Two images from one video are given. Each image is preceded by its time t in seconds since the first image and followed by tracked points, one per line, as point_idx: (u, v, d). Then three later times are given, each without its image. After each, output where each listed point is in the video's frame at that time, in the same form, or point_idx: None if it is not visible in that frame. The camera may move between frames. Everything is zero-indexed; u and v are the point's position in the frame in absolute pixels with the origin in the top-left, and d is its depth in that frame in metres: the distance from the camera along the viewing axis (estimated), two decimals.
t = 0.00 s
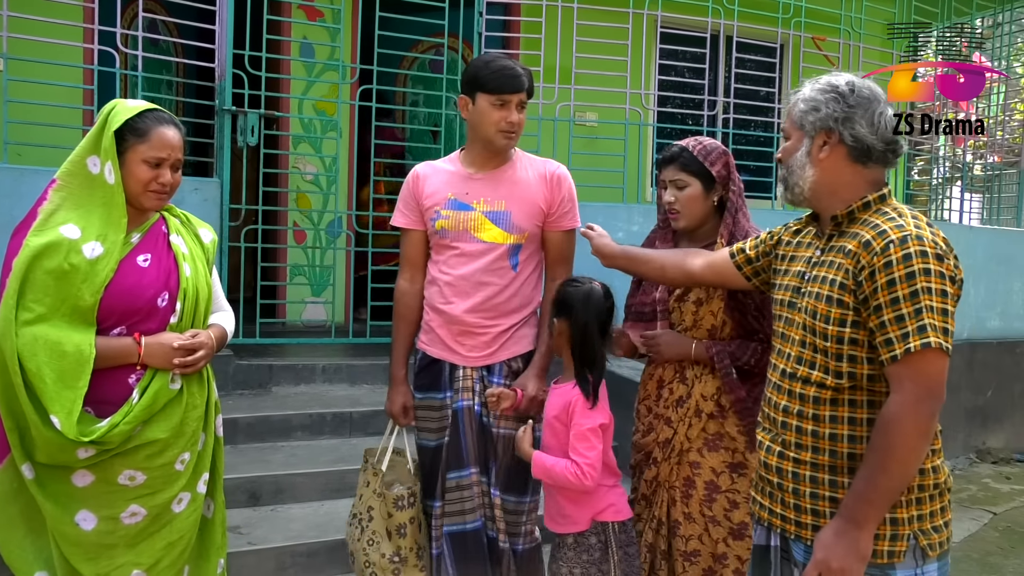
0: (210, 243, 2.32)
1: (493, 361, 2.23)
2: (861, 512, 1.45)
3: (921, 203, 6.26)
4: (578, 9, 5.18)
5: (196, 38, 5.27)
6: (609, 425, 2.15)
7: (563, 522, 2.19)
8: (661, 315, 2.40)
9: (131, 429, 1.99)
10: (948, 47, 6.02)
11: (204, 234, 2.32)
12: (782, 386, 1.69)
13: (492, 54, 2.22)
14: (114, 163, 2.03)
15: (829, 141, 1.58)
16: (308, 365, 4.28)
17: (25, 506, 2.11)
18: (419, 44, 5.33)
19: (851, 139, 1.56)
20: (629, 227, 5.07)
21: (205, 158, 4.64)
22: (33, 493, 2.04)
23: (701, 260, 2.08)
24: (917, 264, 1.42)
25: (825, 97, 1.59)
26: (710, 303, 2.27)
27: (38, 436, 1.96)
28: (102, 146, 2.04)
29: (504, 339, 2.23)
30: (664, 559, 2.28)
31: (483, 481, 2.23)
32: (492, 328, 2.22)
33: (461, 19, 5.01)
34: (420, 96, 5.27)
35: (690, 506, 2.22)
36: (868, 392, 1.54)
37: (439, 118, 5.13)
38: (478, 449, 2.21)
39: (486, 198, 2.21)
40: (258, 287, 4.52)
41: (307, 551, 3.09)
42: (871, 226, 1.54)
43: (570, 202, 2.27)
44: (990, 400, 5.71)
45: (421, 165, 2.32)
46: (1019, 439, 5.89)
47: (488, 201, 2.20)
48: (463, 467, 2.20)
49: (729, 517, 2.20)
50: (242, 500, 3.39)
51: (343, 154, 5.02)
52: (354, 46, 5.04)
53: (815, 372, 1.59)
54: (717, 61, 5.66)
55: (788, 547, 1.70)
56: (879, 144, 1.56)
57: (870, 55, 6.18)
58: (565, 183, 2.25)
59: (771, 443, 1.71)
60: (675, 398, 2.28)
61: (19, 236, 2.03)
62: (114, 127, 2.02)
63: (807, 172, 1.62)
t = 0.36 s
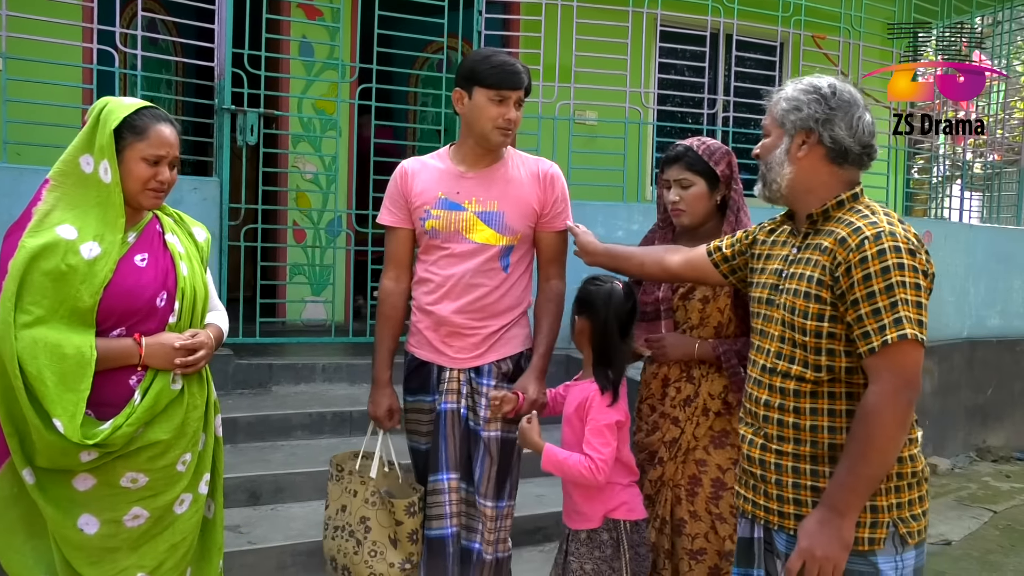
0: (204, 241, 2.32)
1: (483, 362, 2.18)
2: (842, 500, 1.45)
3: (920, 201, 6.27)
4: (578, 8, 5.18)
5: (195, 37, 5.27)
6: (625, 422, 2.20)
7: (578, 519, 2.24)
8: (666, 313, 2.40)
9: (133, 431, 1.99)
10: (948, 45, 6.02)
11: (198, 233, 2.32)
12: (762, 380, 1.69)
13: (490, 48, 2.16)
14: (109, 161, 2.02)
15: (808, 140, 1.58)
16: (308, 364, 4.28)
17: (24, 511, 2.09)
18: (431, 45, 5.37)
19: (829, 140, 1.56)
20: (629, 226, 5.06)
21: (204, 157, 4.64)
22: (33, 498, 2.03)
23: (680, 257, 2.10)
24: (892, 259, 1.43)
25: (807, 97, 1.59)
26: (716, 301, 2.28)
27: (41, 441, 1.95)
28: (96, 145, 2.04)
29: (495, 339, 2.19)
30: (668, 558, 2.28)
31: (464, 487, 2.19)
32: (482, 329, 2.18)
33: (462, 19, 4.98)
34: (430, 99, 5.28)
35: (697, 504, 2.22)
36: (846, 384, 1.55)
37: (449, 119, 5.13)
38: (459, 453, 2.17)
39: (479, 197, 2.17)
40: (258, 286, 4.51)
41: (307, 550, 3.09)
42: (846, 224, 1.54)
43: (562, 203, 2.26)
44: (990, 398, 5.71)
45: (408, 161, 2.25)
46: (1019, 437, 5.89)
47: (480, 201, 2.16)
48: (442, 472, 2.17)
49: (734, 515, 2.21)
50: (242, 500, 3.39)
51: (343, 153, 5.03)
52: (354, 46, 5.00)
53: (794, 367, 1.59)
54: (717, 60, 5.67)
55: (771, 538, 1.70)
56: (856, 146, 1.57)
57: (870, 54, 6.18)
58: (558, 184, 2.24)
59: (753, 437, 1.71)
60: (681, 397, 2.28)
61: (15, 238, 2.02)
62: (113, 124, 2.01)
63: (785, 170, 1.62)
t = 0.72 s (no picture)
0: (202, 241, 2.32)
1: (479, 364, 2.17)
2: (841, 495, 1.46)
3: (921, 198, 6.27)
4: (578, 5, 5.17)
5: (195, 36, 5.27)
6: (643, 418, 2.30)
7: (583, 510, 2.29)
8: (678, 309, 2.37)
9: (136, 432, 2.00)
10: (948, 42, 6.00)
11: (196, 232, 2.32)
12: (761, 377, 1.68)
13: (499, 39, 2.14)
14: (105, 158, 2.02)
15: (812, 139, 1.58)
16: (309, 362, 4.28)
17: (25, 514, 2.09)
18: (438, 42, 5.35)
19: (834, 139, 1.56)
20: (629, 223, 5.06)
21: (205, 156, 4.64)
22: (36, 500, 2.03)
23: (674, 250, 2.14)
24: (892, 258, 1.44)
25: (813, 96, 1.58)
26: (732, 298, 2.30)
27: (42, 442, 1.95)
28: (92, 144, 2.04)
29: (492, 339, 2.19)
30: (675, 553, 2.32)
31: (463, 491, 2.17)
32: (478, 328, 2.17)
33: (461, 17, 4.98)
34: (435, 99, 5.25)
35: (711, 501, 2.27)
36: (845, 381, 1.55)
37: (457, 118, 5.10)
38: (458, 457, 2.16)
39: (478, 193, 2.15)
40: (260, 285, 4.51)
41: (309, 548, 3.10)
42: (846, 222, 1.54)
43: (561, 201, 2.25)
44: (992, 395, 5.71)
45: (404, 151, 2.21)
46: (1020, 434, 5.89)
47: (479, 197, 2.15)
48: (443, 477, 2.15)
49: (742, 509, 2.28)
50: (244, 498, 3.40)
51: (343, 151, 5.03)
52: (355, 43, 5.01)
53: (793, 365, 1.59)
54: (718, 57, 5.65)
55: (767, 533, 1.70)
56: (860, 146, 1.57)
57: (871, 50, 6.17)
58: (557, 182, 2.23)
59: (752, 434, 1.70)
60: (700, 399, 2.29)
61: (14, 238, 2.02)
62: (110, 122, 2.01)
63: (787, 167, 1.61)
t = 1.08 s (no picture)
0: (206, 241, 2.32)
1: (470, 363, 2.16)
2: (860, 500, 1.45)
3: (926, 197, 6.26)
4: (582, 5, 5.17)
5: (200, 36, 5.28)
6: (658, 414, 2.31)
7: (600, 511, 2.27)
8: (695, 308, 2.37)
9: (143, 431, 2.00)
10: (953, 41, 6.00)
11: (199, 232, 2.32)
12: (774, 379, 1.69)
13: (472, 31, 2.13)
14: (109, 158, 2.02)
15: (832, 136, 1.58)
16: (314, 362, 4.29)
17: (31, 515, 2.09)
18: (416, 40, 5.37)
19: (854, 138, 1.57)
20: (634, 222, 5.06)
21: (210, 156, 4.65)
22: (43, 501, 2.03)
23: (682, 252, 2.10)
24: (910, 256, 1.43)
25: (836, 92, 1.57)
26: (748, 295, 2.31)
27: (48, 443, 1.95)
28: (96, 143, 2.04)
29: (480, 337, 2.18)
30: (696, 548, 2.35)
31: (466, 490, 2.16)
32: (468, 327, 2.16)
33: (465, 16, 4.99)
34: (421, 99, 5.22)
35: (732, 498, 2.30)
36: (860, 383, 1.55)
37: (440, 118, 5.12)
38: (456, 458, 2.14)
39: (458, 188, 2.13)
40: (265, 285, 4.52)
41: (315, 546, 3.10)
42: (862, 220, 1.54)
43: (539, 194, 2.26)
44: (998, 394, 5.69)
45: (375, 146, 2.16)
46: None
47: (460, 193, 2.13)
48: (448, 479, 2.13)
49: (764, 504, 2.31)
50: (249, 497, 3.40)
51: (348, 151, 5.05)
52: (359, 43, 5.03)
53: (807, 366, 1.59)
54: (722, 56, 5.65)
55: (781, 538, 1.70)
56: (880, 145, 1.58)
57: (875, 49, 6.17)
58: (535, 176, 2.24)
59: (766, 436, 1.70)
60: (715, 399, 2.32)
61: (19, 239, 2.03)
62: (112, 121, 2.02)
63: (805, 164, 1.61)
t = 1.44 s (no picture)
0: (211, 242, 2.33)
1: (463, 362, 2.17)
2: (869, 507, 1.45)
3: (931, 197, 6.26)
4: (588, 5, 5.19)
5: (206, 36, 5.30)
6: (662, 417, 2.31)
7: (605, 512, 2.27)
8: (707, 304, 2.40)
9: (145, 433, 2.01)
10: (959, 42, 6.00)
11: (204, 233, 2.33)
12: (785, 380, 1.70)
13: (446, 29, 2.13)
14: (112, 160, 2.03)
15: (853, 134, 1.58)
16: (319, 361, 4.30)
17: (35, 514, 2.09)
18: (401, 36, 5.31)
19: (876, 137, 1.57)
20: (638, 222, 5.06)
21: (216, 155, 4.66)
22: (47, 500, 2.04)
23: (716, 277, 2.03)
24: (927, 259, 1.43)
25: (860, 89, 1.58)
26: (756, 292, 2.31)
27: (52, 442, 1.96)
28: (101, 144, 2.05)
29: (470, 337, 2.20)
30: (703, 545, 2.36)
31: (461, 490, 2.16)
32: (459, 328, 2.17)
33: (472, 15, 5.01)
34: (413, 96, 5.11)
35: (740, 495, 2.30)
36: (873, 387, 1.55)
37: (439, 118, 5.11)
38: (452, 459, 2.14)
39: (441, 188, 2.14)
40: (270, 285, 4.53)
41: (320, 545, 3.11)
42: (880, 220, 1.54)
43: (515, 191, 2.30)
44: (1003, 395, 5.68)
45: (351, 150, 2.14)
46: None
47: (443, 193, 2.14)
48: (442, 481, 2.12)
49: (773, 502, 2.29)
50: (255, 496, 3.41)
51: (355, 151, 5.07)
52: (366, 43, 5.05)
53: (820, 367, 1.59)
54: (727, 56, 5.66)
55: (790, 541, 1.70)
56: (903, 146, 1.57)
57: (881, 49, 6.17)
58: (511, 173, 2.29)
59: (775, 438, 1.71)
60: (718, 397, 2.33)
61: (23, 239, 2.04)
62: (114, 122, 2.03)
63: (825, 162, 1.62)
